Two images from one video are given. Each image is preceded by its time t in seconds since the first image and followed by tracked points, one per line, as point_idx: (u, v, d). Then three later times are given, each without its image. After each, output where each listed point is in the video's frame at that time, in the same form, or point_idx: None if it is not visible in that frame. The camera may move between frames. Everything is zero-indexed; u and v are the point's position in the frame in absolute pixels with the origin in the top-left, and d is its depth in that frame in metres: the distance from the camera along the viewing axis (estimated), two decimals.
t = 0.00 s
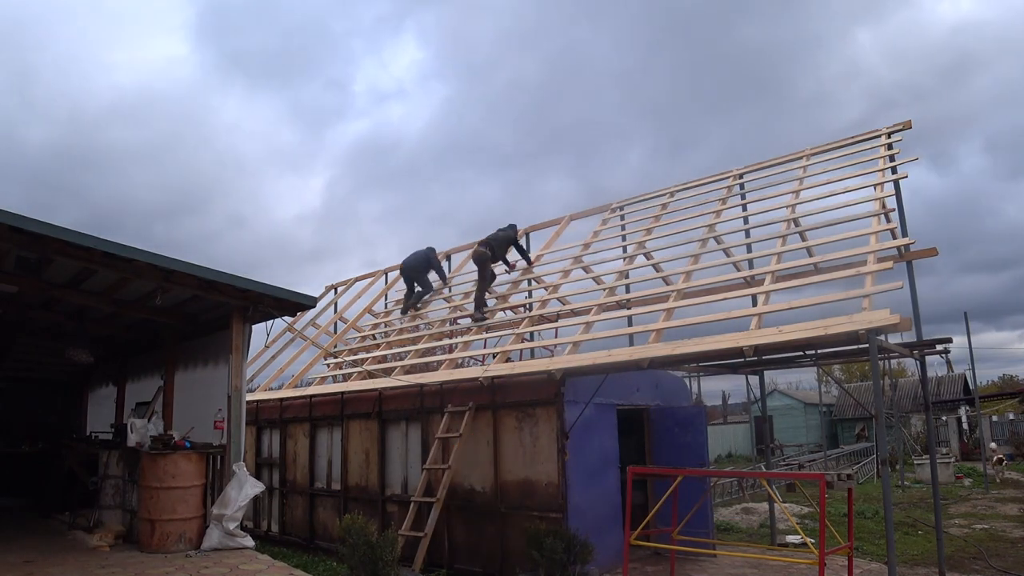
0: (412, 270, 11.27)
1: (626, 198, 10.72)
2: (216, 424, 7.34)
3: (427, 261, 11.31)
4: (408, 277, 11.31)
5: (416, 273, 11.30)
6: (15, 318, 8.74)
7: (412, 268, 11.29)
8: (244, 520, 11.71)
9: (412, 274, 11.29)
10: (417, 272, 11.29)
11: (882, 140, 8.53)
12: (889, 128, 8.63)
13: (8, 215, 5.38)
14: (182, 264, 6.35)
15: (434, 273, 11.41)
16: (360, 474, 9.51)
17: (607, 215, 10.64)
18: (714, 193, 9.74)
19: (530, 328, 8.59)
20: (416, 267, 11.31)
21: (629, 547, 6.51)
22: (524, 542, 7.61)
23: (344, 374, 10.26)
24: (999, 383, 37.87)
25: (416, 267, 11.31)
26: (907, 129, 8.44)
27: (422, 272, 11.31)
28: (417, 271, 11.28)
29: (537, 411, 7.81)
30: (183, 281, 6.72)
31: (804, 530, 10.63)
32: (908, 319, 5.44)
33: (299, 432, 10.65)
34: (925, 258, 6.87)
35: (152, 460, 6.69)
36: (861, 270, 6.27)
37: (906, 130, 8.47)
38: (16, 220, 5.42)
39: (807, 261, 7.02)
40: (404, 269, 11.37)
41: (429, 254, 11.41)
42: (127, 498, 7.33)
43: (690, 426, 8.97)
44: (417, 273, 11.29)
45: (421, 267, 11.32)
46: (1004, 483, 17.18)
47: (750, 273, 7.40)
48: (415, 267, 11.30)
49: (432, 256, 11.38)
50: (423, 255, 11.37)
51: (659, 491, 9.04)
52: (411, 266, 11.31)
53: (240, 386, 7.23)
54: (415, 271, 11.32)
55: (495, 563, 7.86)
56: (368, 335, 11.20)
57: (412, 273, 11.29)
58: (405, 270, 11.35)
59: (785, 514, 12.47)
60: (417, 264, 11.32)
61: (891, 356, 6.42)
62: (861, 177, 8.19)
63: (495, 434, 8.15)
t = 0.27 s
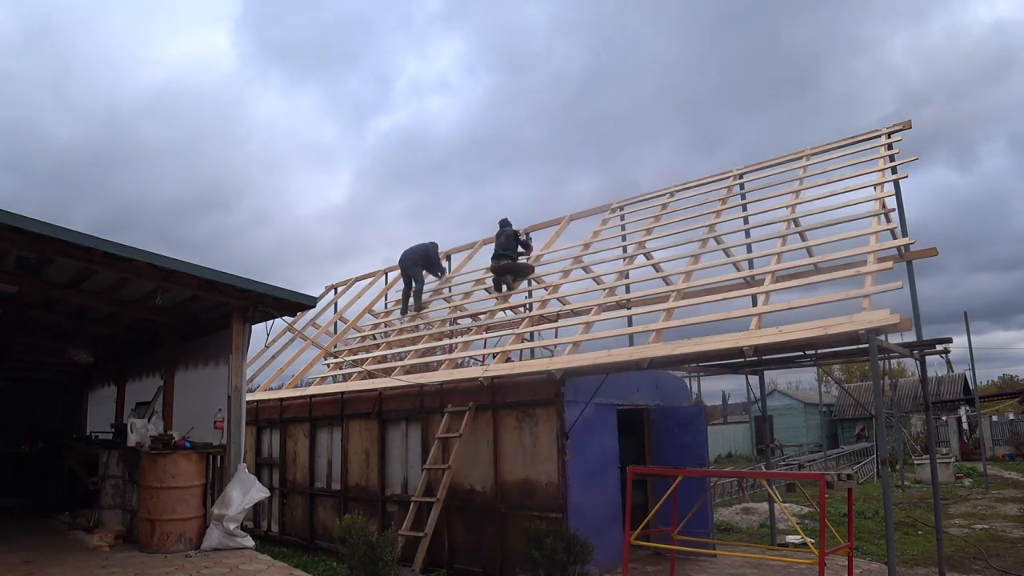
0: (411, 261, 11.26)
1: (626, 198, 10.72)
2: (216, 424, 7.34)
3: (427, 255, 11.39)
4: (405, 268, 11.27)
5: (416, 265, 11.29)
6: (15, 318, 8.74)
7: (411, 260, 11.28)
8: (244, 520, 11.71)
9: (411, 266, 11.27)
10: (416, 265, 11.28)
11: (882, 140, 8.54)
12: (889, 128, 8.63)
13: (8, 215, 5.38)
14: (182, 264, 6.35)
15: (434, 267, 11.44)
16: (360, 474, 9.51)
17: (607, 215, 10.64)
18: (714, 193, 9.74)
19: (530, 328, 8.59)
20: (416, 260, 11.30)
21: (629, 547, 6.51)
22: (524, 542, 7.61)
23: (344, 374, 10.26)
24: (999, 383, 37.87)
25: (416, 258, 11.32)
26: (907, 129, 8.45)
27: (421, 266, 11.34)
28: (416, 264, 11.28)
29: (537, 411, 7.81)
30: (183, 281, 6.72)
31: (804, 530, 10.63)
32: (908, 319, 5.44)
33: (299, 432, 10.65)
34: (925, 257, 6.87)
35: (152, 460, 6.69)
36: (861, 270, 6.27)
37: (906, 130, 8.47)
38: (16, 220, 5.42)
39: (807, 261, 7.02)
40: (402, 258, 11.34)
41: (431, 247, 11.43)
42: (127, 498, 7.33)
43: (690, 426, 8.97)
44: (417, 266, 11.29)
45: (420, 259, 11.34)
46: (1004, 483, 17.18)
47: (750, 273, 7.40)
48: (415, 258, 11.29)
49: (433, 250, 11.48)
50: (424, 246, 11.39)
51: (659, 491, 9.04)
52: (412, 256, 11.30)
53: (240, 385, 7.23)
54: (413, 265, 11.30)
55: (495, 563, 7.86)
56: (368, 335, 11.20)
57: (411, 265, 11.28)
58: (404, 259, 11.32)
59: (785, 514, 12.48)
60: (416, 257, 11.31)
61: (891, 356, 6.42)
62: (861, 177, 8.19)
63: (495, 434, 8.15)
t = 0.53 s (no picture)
0: (411, 258, 11.29)
1: (626, 198, 10.72)
2: (216, 424, 7.33)
3: (427, 255, 11.44)
4: (405, 265, 11.26)
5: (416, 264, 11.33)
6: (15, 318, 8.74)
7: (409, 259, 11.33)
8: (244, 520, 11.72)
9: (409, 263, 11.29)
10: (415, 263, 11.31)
11: (882, 140, 8.54)
12: (889, 128, 8.63)
13: (7, 215, 5.38)
14: (181, 264, 6.35)
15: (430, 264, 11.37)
16: (360, 474, 9.51)
17: (607, 215, 10.64)
18: (714, 193, 9.74)
19: (530, 328, 8.59)
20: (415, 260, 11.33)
21: (629, 547, 6.51)
22: (524, 542, 7.61)
23: (344, 374, 10.25)
24: (999, 383, 37.87)
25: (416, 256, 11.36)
26: (907, 129, 8.45)
27: (420, 266, 11.36)
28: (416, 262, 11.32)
29: (537, 411, 7.81)
30: (182, 281, 6.72)
31: (804, 530, 10.64)
32: (908, 319, 5.44)
33: (299, 432, 10.65)
34: (925, 257, 6.87)
35: (152, 460, 6.69)
36: (861, 270, 6.28)
37: (906, 130, 8.47)
38: (16, 220, 5.42)
39: (807, 261, 7.02)
40: (400, 256, 11.38)
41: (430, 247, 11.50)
42: (127, 498, 7.33)
43: (690, 426, 8.97)
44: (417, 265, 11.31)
45: (420, 259, 11.39)
46: (1004, 483, 17.17)
47: (750, 273, 7.40)
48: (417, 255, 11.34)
49: (434, 250, 11.51)
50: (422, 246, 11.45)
51: (659, 491, 9.04)
52: (411, 254, 11.33)
53: (240, 386, 7.23)
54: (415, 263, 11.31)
55: (495, 563, 7.86)
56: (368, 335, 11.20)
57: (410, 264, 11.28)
58: (403, 258, 11.36)
59: (784, 514, 12.49)
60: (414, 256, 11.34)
61: (891, 356, 6.42)
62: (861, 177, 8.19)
63: (496, 434, 8.15)
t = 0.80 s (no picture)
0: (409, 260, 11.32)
1: (626, 198, 10.72)
2: (216, 424, 7.33)
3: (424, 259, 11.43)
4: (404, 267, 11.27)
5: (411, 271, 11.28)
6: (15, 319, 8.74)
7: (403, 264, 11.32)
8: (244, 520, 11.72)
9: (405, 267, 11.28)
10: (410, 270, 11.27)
11: (882, 140, 8.54)
12: (889, 128, 8.63)
13: (7, 215, 5.37)
14: (182, 264, 6.35)
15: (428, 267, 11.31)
16: (360, 474, 9.51)
17: (607, 215, 10.64)
18: (714, 193, 9.74)
19: (530, 328, 8.59)
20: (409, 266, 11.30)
21: (629, 547, 6.50)
22: (524, 542, 7.61)
23: (344, 374, 10.26)
24: (999, 383, 37.88)
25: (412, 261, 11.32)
26: (907, 129, 8.45)
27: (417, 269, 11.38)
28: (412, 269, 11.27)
29: (537, 411, 7.81)
30: (182, 281, 6.72)
31: (804, 530, 10.64)
32: (908, 319, 5.44)
33: (299, 432, 10.65)
34: (925, 257, 6.87)
35: (152, 460, 6.69)
36: (861, 270, 6.27)
37: (906, 130, 8.47)
38: (16, 220, 5.42)
39: (807, 261, 7.02)
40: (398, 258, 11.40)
41: (423, 253, 11.53)
42: (127, 498, 7.33)
43: (690, 426, 8.97)
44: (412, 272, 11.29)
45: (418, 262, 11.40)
46: (1004, 484, 17.18)
47: (750, 273, 7.40)
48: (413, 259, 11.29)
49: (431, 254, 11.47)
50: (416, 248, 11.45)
51: (659, 491, 9.05)
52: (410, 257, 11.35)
53: (240, 386, 7.23)
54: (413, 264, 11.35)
55: (495, 563, 7.86)
56: (368, 335, 11.20)
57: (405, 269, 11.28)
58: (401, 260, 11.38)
59: (784, 514, 12.49)
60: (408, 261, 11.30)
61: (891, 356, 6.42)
62: (861, 177, 8.19)
63: (496, 434, 8.15)
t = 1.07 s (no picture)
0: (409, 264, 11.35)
1: (627, 198, 10.72)
2: (216, 424, 7.33)
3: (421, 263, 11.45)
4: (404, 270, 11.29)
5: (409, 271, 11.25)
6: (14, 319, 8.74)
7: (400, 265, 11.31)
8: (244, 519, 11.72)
9: (402, 268, 11.27)
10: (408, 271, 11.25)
11: (882, 140, 8.54)
12: (889, 128, 8.63)
13: (7, 215, 5.37)
14: (181, 264, 6.35)
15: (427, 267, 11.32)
16: (360, 474, 9.51)
17: (607, 215, 10.64)
18: (714, 193, 9.74)
19: (530, 328, 8.58)
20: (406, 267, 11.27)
21: (629, 547, 6.50)
22: (523, 542, 7.61)
23: (344, 374, 10.26)
24: (999, 383, 37.89)
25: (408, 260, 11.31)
26: (907, 129, 8.45)
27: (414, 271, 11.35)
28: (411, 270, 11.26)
29: (537, 411, 7.81)
30: (182, 281, 6.72)
31: (804, 530, 10.64)
32: (908, 320, 5.44)
33: (299, 432, 10.65)
34: (925, 258, 6.87)
35: (152, 460, 6.69)
36: (861, 270, 6.27)
37: (906, 130, 8.48)
38: (17, 220, 5.43)
39: (807, 261, 7.02)
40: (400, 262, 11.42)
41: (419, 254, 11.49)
42: (127, 498, 7.33)
43: (690, 426, 8.97)
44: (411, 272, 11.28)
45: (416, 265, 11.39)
46: (1004, 483, 17.17)
47: (750, 273, 7.40)
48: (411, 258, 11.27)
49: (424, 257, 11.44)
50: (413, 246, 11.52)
51: (659, 491, 9.05)
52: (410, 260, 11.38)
53: (240, 386, 7.23)
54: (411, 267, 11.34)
55: (495, 563, 7.86)
56: (368, 335, 11.20)
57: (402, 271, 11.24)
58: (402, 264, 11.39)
59: (784, 514, 12.49)
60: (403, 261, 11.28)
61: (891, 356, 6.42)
62: (861, 177, 8.19)
63: (495, 434, 8.15)
